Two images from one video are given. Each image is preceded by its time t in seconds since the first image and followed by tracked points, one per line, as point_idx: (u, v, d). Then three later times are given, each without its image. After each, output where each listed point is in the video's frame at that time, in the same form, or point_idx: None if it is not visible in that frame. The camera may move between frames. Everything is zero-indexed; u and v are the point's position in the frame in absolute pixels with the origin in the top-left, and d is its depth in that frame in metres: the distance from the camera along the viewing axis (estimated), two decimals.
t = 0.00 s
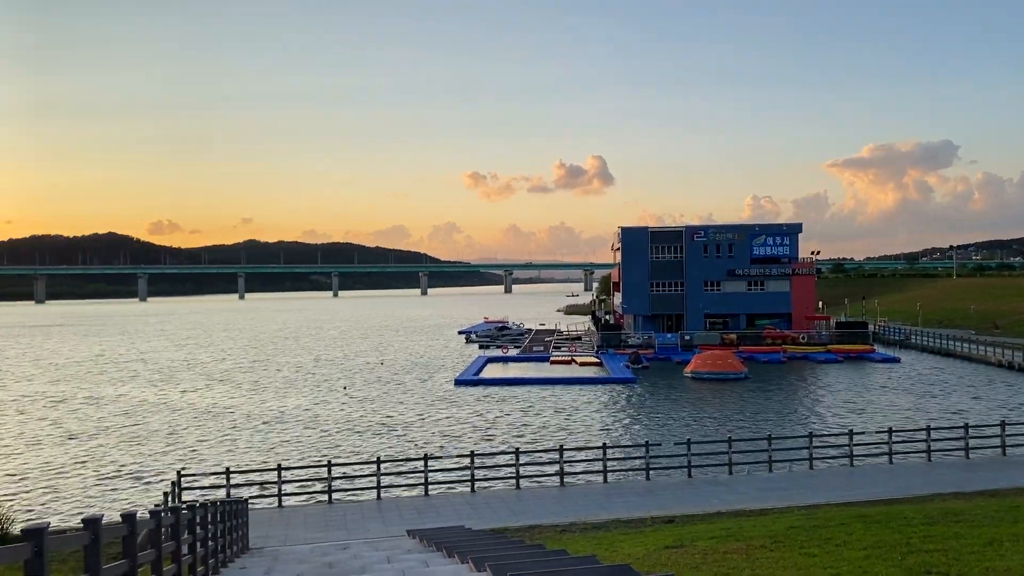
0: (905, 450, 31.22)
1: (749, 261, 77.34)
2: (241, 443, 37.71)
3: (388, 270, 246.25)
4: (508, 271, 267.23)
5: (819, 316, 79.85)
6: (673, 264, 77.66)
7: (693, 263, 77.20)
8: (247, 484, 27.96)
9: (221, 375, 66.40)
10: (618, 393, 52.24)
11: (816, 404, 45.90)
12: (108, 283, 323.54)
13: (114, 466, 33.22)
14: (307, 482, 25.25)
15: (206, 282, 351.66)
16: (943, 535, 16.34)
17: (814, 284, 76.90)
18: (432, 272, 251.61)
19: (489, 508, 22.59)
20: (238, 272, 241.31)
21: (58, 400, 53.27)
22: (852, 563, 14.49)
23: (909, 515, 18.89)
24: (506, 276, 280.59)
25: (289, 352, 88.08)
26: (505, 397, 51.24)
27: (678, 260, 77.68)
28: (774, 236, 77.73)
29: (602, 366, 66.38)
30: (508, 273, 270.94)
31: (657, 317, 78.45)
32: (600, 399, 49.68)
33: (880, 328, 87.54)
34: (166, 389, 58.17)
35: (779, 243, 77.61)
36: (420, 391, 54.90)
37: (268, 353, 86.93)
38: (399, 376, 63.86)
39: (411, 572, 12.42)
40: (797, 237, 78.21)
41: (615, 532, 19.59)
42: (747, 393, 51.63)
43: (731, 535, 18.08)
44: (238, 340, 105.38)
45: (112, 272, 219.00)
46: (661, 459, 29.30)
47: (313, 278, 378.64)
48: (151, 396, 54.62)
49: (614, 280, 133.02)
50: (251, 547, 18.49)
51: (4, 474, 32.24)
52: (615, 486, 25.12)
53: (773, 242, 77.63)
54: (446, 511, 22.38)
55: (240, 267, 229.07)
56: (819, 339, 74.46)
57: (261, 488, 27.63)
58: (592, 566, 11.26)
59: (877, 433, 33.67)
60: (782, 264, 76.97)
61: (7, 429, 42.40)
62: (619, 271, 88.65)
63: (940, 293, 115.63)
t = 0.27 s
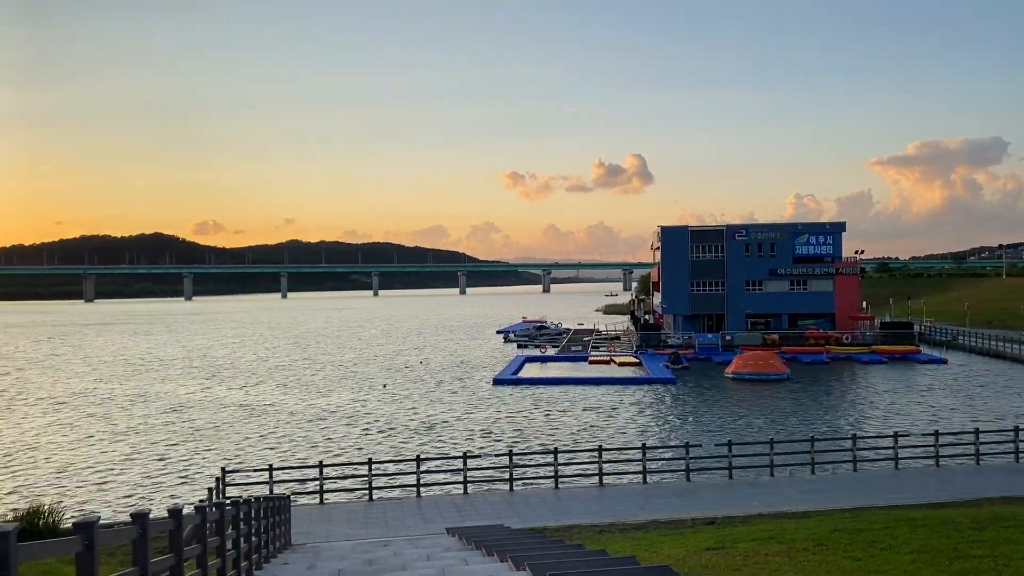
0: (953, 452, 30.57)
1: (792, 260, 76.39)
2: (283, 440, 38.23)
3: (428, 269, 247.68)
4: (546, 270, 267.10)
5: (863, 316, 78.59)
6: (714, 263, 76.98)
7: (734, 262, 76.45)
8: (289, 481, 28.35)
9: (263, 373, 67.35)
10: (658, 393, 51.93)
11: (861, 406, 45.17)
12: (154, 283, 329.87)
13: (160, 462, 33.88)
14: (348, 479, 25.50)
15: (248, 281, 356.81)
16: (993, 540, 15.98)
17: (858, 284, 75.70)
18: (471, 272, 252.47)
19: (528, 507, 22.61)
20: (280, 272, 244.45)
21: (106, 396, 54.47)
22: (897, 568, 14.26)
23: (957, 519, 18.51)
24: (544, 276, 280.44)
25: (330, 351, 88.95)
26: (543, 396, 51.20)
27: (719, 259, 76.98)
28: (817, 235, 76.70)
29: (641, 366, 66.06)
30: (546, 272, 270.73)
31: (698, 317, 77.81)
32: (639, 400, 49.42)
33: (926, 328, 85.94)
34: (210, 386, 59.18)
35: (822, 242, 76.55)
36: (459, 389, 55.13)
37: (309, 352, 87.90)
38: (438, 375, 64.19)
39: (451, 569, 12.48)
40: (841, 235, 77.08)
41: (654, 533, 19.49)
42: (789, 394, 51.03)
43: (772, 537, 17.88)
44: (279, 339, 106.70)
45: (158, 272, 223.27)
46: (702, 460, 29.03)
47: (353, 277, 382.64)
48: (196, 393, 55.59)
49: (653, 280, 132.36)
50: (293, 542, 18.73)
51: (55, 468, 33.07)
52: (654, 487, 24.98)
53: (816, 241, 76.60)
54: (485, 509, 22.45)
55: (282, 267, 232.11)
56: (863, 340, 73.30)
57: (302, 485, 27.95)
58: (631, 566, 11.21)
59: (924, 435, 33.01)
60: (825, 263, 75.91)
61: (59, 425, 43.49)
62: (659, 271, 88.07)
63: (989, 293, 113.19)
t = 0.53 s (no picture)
0: (1004, 456, 29.82)
1: (836, 260, 75.23)
2: (325, 438, 38.68)
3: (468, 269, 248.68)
4: (586, 270, 266.35)
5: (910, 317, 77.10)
6: (756, 263, 76.12)
7: (777, 261, 75.51)
8: (330, 479, 28.64)
9: (306, 372, 68.23)
10: (699, 394, 51.52)
11: (907, 408, 44.31)
12: (200, 282, 335.68)
13: (206, 459, 34.52)
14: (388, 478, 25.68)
15: (290, 281, 361.33)
16: None
17: (905, 284, 74.30)
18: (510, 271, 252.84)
19: (567, 507, 22.56)
20: (321, 271, 247.12)
21: (153, 394, 55.59)
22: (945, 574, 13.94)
23: (1008, 525, 18.05)
24: (583, 275, 279.52)
25: (370, 350, 89.67)
26: (583, 396, 51.04)
27: (761, 259, 76.09)
28: (862, 234, 75.47)
29: (682, 367, 65.59)
30: (586, 272, 270.03)
31: (740, 318, 77.00)
32: (680, 400, 49.04)
33: (975, 329, 84.05)
34: (254, 385, 60.13)
35: (868, 241, 75.29)
36: (499, 389, 55.28)
37: (350, 351, 88.74)
38: (478, 374, 64.44)
39: (492, 569, 12.50)
40: (887, 235, 75.74)
41: (694, 535, 19.32)
42: (834, 395, 50.29)
43: (815, 541, 17.62)
44: (320, 338, 107.89)
45: (203, 272, 227.10)
46: (744, 462, 28.69)
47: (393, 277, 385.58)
48: (240, 391, 56.50)
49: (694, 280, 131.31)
50: (334, 540, 18.93)
51: (105, 464, 33.85)
52: (695, 489, 24.75)
53: (861, 240, 75.37)
54: (524, 509, 22.46)
55: (323, 267, 234.62)
56: (910, 341, 71.94)
57: (343, 483, 28.22)
58: (673, 569, 11.16)
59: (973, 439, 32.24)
60: (870, 262, 74.64)
61: (108, 421, 44.49)
62: (700, 271, 87.34)
63: None
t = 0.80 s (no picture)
0: None
1: (880, 260, 73.94)
2: (366, 437, 39.03)
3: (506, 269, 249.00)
4: (625, 270, 265.17)
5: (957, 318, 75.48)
6: (798, 263, 75.11)
7: (820, 261, 74.43)
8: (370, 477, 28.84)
9: (346, 371, 68.90)
10: (739, 396, 50.97)
11: (954, 411, 43.38)
12: (243, 282, 340.72)
13: (249, 456, 35.04)
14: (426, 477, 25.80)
15: (330, 280, 365.11)
16: None
17: (952, 284, 72.77)
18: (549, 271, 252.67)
19: (606, 508, 22.46)
20: (361, 271, 249.25)
21: (198, 392, 56.57)
22: None
23: None
24: (622, 275, 278.23)
25: (409, 349, 90.21)
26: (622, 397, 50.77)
27: (804, 259, 75.07)
28: (907, 233, 74.09)
29: (722, 368, 64.95)
30: (625, 272, 268.80)
31: (781, 319, 76.01)
32: (720, 402, 48.56)
33: None
34: (295, 383, 60.88)
35: (913, 241, 73.88)
36: (537, 389, 55.28)
37: (390, 350, 89.35)
38: (517, 374, 64.47)
39: (531, 569, 12.51)
40: (933, 234, 74.26)
41: (735, 538, 19.12)
42: (878, 398, 49.46)
43: (859, 545, 17.33)
44: (360, 338, 108.81)
45: (245, 272, 230.51)
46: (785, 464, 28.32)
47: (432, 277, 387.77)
48: (282, 390, 57.23)
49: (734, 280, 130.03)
50: (374, 537, 19.08)
51: (151, 460, 34.47)
52: (736, 491, 24.49)
53: (906, 240, 74.00)
54: (563, 509, 22.42)
55: (364, 267, 236.69)
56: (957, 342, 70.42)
57: (382, 481, 28.41)
58: (713, 572, 11.05)
59: None
60: (916, 262, 73.23)
61: (155, 419, 45.37)
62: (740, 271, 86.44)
63: None
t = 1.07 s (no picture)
0: None
1: (924, 260, 72.59)
2: (404, 436, 39.28)
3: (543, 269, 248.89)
4: (662, 271, 263.60)
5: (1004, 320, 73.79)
6: (840, 263, 74.06)
7: (862, 261, 73.30)
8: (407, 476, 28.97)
9: (384, 370, 69.37)
10: (779, 398, 50.34)
11: (1001, 414, 42.38)
12: (282, 282, 344.59)
13: (289, 454, 35.46)
14: (464, 477, 25.88)
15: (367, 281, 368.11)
16: None
17: (999, 285, 71.17)
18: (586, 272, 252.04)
19: (643, 510, 22.33)
20: (399, 272, 250.81)
21: (239, 391, 57.37)
22: None
23: None
24: (659, 276, 276.68)
25: (446, 349, 90.47)
26: (660, 398, 50.43)
27: (845, 259, 74.00)
28: (952, 233, 72.67)
29: (762, 369, 64.18)
30: (662, 273, 267.13)
31: (822, 320, 74.95)
32: (759, 404, 48.00)
33: None
34: (334, 383, 61.45)
35: (958, 241, 72.43)
36: (575, 390, 55.15)
37: (427, 350, 89.75)
38: (553, 375, 64.33)
39: (569, 569, 12.49)
40: (979, 234, 72.72)
41: (775, 541, 18.91)
42: (922, 400, 48.54)
43: (903, 550, 17.00)
44: (397, 338, 109.44)
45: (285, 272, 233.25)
46: (826, 467, 27.88)
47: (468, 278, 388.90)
48: (321, 389, 57.82)
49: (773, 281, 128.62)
50: (412, 536, 19.21)
51: (192, 458, 34.99)
52: (776, 494, 24.18)
53: (951, 239, 72.56)
54: (599, 510, 22.36)
55: (401, 267, 238.18)
56: (1003, 344, 68.83)
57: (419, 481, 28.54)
58: None
59: None
60: (961, 263, 71.79)
61: (197, 417, 46.12)
62: (780, 272, 85.42)
63: None
